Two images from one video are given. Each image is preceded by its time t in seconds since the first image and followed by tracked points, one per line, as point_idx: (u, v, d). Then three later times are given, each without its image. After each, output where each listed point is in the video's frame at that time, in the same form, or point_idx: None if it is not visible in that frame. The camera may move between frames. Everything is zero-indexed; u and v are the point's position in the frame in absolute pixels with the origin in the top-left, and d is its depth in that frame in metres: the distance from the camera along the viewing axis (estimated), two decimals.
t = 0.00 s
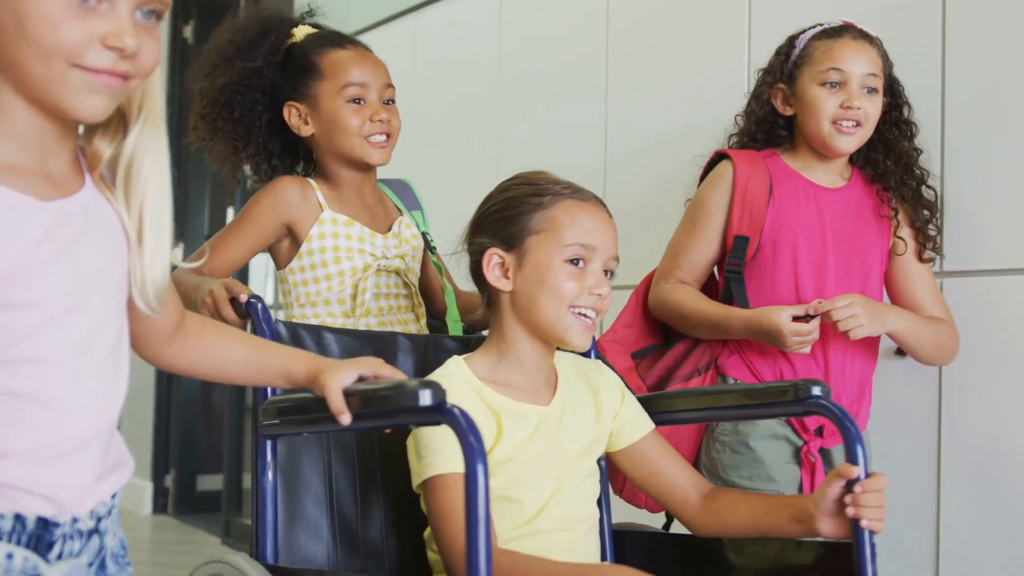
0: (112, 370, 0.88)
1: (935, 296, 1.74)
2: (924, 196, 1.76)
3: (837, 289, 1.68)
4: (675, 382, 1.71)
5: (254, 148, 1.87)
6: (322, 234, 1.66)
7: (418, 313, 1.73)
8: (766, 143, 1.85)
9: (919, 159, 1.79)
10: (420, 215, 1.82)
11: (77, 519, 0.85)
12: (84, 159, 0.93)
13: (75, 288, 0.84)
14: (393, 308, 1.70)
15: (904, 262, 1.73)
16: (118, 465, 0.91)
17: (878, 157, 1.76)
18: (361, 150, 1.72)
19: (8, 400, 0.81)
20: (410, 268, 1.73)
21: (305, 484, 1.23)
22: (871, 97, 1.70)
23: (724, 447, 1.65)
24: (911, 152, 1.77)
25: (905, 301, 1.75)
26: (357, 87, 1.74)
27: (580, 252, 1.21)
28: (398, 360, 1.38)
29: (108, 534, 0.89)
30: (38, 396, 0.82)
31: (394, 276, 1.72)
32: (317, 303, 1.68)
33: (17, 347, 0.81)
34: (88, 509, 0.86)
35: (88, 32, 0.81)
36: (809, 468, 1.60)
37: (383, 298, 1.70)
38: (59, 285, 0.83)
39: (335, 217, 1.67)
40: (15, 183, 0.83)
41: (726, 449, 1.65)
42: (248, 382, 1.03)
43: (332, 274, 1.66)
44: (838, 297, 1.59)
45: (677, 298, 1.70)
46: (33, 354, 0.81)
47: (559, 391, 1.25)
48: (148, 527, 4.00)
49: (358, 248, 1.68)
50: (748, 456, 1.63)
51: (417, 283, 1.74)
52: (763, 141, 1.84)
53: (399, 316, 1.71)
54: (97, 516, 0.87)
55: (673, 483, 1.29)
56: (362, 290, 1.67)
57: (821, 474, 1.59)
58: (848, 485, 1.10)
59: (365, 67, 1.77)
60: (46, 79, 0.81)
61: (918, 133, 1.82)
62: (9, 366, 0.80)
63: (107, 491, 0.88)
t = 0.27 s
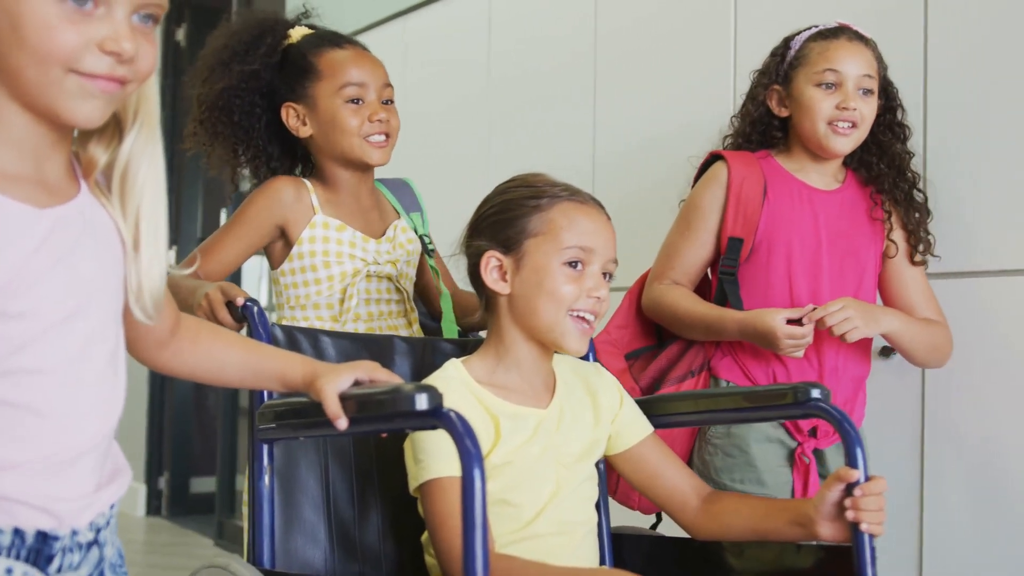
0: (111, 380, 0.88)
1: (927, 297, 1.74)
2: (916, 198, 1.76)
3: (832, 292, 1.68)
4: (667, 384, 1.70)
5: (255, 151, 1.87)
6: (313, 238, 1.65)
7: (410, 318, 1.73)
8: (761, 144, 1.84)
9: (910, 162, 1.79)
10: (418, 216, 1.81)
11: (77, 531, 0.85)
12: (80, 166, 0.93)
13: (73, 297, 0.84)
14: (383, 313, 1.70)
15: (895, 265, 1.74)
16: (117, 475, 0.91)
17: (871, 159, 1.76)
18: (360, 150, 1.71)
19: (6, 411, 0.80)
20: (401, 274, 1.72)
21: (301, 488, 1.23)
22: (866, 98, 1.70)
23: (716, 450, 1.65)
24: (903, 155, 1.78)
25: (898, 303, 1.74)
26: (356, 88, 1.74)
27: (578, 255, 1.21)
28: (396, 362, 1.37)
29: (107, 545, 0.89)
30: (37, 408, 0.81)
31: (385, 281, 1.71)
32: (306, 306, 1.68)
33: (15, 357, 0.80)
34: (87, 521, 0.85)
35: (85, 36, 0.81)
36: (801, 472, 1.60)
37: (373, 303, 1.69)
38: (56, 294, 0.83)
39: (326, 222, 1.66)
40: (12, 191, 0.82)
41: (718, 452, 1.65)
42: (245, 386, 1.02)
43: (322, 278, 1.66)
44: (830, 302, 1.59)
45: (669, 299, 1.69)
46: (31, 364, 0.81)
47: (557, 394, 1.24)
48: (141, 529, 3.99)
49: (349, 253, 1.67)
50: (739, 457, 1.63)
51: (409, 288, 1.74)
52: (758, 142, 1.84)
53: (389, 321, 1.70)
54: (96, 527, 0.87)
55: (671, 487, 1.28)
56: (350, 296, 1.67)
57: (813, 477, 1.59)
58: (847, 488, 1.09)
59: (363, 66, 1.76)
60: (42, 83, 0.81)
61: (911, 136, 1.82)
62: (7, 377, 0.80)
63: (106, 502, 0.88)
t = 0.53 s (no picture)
0: (111, 392, 0.87)
1: (923, 303, 1.74)
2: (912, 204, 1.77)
3: (829, 298, 1.68)
4: (664, 388, 1.70)
5: (257, 150, 1.87)
6: (305, 240, 1.66)
7: (404, 323, 1.71)
8: (758, 149, 1.84)
9: (908, 169, 1.79)
10: (414, 218, 1.79)
11: (77, 546, 0.84)
12: (78, 173, 0.92)
13: (74, 308, 0.83)
14: (374, 317, 1.69)
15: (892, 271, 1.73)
16: (117, 489, 0.90)
17: (869, 165, 1.77)
18: (356, 158, 1.70)
19: (5, 424, 0.80)
20: (394, 278, 1.72)
21: (301, 495, 1.22)
22: (865, 103, 1.70)
23: (713, 455, 1.65)
24: (900, 161, 1.78)
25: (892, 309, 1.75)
26: (354, 94, 1.73)
27: (579, 261, 1.20)
28: (396, 369, 1.37)
29: (108, 558, 0.88)
30: (36, 420, 0.81)
31: (377, 285, 1.70)
32: (297, 309, 1.68)
33: (16, 367, 0.80)
34: (87, 535, 0.85)
35: (87, 40, 0.80)
36: (799, 479, 1.60)
37: (364, 307, 1.69)
38: (56, 305, 0.82)
39: (319, 225, 1.66)
40: (12, 200, 0.82)
41: (714, 457, 1.65)
42: (242, 390, 1.01)
43: (313, 280, 1.66)
44: (825, 309, 1.58)
45: (666, 303, 1.69)
46: (32, 375, 0.80)
47: (558, 399, 1.24)
48: (137, 534, 3.99)
49: (340, 256, 1.67)
50: (735, 463, 1.63)
51: (402, 292, 1.73)
52: (755, 146, 1.84)
53: (381, 326, 1.69)
54: (96, 541, 0.86)
55: (674, 493, 1.27)
56: (340, 298, 1.66)
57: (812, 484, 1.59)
58: (850, 494, 1.08)
59: (362, 71, 1.75)
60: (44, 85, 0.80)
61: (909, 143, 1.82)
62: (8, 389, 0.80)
63: (106, 515, 0.88)
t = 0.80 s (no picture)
0: (112, 397, 0.87)
1: (919, 306, 1.74)
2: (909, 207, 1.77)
3: (828, 301, 1.68)
4: (661, 390, 1.69)
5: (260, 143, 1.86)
6: (298, 236, 1.65)
7: (398, 318, 1.72)
8: (757, 149, 1.84)
9: (907, 172, 1.79)
10: (408, 215, 1.80)
11: (83, 552, 0.83)
12: (76, 174, 0.92)
13: (74, 311, 0.83)
14: (368, 313, 1.69)
15: (888, 274, 1.74)
16: (120, 495, 0.90)
17: (868, 167, 1.77)
18: (349, 162, 1.69)
19: (6, 428, 0.79)
20: (386, 272, 1.71)
21: (301, 497, 1.22)
22: (865, 104, 1.69)
23: (709, 456, 1.65)
24: (898, 164, 1.78)
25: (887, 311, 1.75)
26: (347, 97, 1.71)
27: (580, 262, 1.20)
28: (396, 371, 1.36)
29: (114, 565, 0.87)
30: (38, 423, 0.80)
31: (371, 280, 1.70)
32: (290, 304, 1.68)
33: (17, 370, 0.79)
34: (92, 541, 0.84)
35: (89, 39, 0.80)
36: (796, 480, 1.60)
37: (358, 302, 1.68)
38: (57, 307, 0.82)
39: (311, 219, 1.66)
40: (10, 200, 0.82)
41: (711, 458, 1.65)
42: (240, 389, 1.01)
43: (306, 275, 1.65)
44: (824, 312, 1.58)
45: (663, 303, 1.68)
46: (32, 378, 0.80)
47: (558, 400, 1.23)
48: (135, 534, 4.01)
49: (333, 251, 1.66)
50: (731, 464, 1.63)
51: (395, 286, 1.73)
52: (754, 147, 1.84)
53: (374, 321, 1.69)
54: (102, 548, 0.85)
55: (675, 495, 1.27)
56: (333, 293, 1.66)
57: (812, 485, 1.60)
58: (852, 496, 1.08)
59: (359, 73, 1.74)
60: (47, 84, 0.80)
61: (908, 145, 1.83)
62: (9, 393, 0.79)
63: (110, 521, 0.87)
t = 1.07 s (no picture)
0: (116, 397, 0.87)
1: (919, 305, 1.73)
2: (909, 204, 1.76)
3: (829, 300, 1.67)
4: (661, 387, 1.68)
5: (246, 135, 1.86)
6: (288, 229, 1.65)
7: (392, 312, 1.71)
8: (758, 146, 1.83)
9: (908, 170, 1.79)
10: (398, 209, 1.79)
11: (91, 555, 0.83)
12: (71, 167, 0.92)
13: (75, 309, 0.83)
14: (362, 306, 1.69)
15: (889, 272, 1.73)
16: (126, 498, 0.89)
17: (868, 165, 1.76)
18: (335, 161, 1.68)
19: (7, 426, 0.78)
20: (379, 264, 1.71)
21: (301, 498, 1.21)
22: (866, 101, 1.69)
23: (708, 454, 1.65)
24: (899, 161, 1.77)
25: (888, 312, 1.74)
26: (336, 97, 1.71)
27: (579, 259, 1.19)
28: (396, 370, 1.36)
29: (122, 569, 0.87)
30: (39, 421, 0.80)
31: (363, 273, 1.70)
32: (282, 300, 1.67)
33: (17, 367, 0.79)
34: (101, 544, 0.84)
35: (91, 28, 0.80)
36: (795, 480, 1.60)
37: (350, 295, 1.68)
38: (58, 304, 0.81)
39: (300, 213, 1.66)
40: (9, 194, 0.82)
41: (710, 457, 1.65)
42: (234, 389, 1.00)
43: (297, 269, 1.65)
44: (826, 313, 1.57)
45: (663, 301, 1.68)
46: (33, 376, 0.79)
47: (558, 398, 1.23)
48: (137, 534, 4.02)
49: (323, 244, 1.66)
50: (731, 463, 1.63)
51: (389, 278, 1.72)
52: (756, 145, 1.83)
53: (368, 315, 1.69)
54: (110, 551, 0.85)
55: (679, 494, 1.26)
56: (325, 286, 1.65)
57: (814, 484, 1.59)
58: (855, 494, 1.07)
59: (349, 72, 1.73)
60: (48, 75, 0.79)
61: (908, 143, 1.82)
62: (11, 390, 0.79)
63: (117, 525, 0.86)
